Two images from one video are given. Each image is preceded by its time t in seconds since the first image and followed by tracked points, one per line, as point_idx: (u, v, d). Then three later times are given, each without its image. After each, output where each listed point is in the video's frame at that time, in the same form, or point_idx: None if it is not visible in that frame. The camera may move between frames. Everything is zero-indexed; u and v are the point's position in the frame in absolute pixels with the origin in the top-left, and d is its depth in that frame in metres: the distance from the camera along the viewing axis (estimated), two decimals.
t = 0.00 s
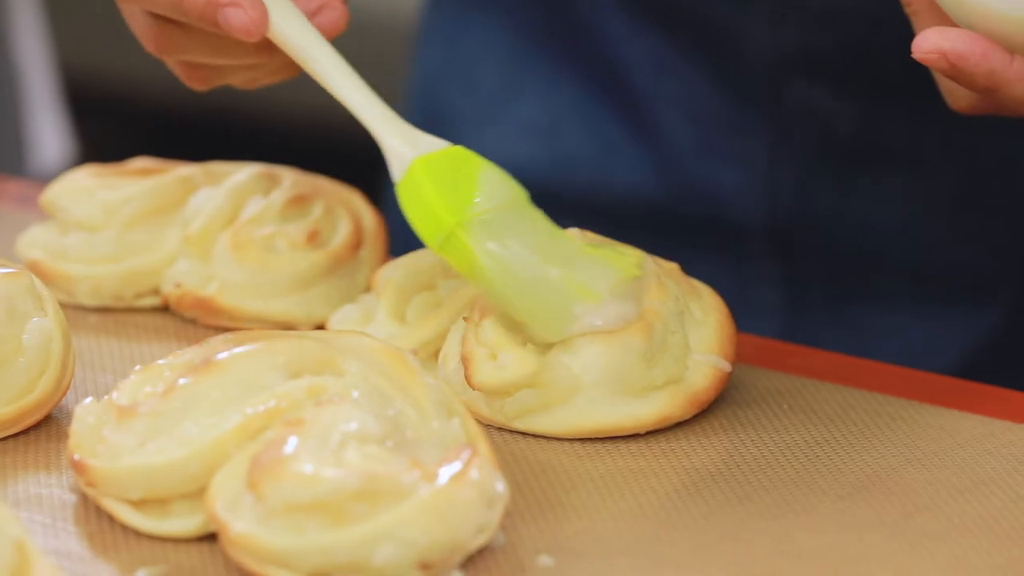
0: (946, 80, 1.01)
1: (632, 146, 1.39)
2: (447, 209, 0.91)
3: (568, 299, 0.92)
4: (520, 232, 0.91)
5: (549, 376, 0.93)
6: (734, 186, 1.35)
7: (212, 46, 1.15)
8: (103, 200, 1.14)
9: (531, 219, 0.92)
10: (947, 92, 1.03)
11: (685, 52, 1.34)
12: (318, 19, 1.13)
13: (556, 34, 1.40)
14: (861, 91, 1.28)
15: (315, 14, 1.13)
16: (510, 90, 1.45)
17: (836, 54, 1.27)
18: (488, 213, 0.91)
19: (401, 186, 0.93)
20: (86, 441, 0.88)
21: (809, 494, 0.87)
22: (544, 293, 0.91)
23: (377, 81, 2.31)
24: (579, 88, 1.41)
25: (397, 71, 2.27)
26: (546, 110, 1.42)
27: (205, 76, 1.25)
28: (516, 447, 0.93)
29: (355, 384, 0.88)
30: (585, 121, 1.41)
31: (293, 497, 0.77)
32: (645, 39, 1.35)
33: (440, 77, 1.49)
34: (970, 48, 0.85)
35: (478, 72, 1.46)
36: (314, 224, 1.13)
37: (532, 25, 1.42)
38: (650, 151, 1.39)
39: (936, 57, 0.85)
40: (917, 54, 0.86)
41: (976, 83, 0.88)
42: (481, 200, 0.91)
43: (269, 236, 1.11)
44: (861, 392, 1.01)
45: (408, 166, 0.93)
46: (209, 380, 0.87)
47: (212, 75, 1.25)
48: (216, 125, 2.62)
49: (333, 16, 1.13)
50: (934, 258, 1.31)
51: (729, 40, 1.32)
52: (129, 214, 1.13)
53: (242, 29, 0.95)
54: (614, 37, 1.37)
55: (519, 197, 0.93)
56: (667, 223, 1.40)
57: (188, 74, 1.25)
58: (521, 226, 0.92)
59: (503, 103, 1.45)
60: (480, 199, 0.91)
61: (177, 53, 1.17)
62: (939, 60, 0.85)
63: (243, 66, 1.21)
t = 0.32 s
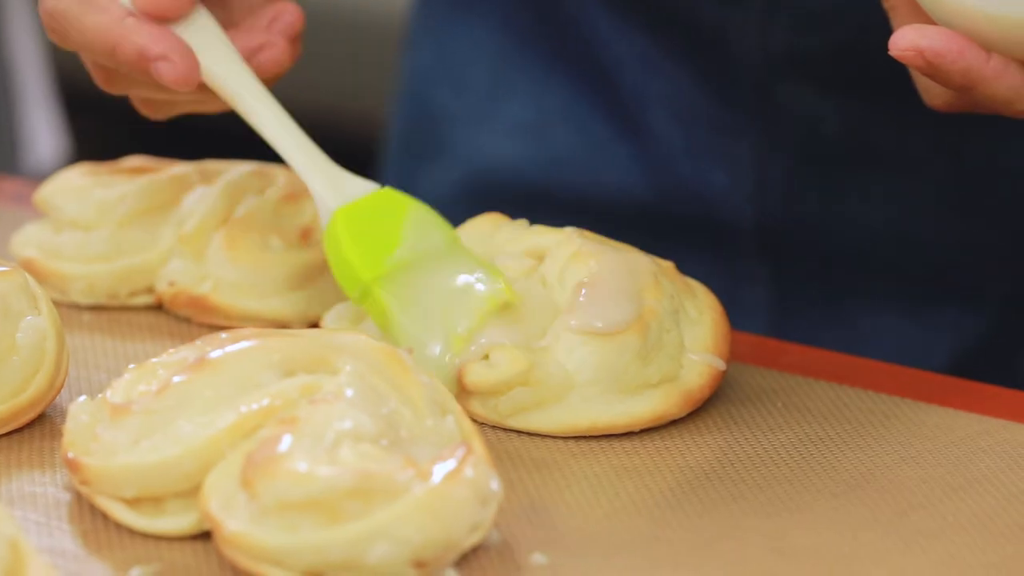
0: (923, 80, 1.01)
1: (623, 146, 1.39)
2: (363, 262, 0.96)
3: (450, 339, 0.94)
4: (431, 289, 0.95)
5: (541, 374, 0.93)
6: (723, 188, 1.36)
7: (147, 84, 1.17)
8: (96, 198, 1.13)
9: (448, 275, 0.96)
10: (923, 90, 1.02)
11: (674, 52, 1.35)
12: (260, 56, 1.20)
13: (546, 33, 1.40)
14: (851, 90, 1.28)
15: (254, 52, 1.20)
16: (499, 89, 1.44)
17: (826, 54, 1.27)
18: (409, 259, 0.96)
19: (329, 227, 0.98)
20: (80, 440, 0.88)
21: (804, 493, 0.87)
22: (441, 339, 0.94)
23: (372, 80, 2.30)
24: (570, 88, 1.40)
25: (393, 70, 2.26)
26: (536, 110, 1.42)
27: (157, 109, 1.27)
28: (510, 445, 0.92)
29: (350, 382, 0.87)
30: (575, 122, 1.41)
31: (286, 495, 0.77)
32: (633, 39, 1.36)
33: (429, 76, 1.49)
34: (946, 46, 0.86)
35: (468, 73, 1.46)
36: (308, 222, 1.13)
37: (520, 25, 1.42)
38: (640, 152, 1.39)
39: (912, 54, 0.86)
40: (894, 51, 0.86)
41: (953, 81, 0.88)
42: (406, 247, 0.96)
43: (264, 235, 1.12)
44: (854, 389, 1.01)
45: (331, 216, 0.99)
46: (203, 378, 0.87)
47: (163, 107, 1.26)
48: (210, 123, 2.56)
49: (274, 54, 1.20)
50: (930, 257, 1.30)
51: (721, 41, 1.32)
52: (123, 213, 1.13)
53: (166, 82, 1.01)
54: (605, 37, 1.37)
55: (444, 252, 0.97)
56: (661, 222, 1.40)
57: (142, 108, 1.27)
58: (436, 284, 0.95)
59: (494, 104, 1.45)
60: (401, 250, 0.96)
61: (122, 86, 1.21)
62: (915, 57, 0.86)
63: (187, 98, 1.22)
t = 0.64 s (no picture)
0: (902, 62, 1.01)
1: (619, 146, 1.39)
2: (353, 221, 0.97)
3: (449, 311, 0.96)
4: (419, 248, 0.97)
5: (539, 372, 0.93)
6: (718, 187, 1.35)
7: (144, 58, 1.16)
8: (94, 196, 1.13)
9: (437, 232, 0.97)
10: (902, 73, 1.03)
11: (669, 52, 1.35)
12: (255, 30, 1.20)
13: (542, 33, 1.40)
14: (849, 89, 1.28)
15: (253, 25, 1.20)
16: (493, 87, 1.45)
17: (822, 53, 1.27)
18: (394, 219, 0.97)
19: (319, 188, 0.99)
20: (76, 438, 0.88)
21: (799, 490, 0.87)
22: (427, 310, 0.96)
23: (370, 79, 2.30)
24: (566, 87, 1.41)
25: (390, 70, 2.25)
26: (532, 109, 1.42)
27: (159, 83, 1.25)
28: (507, 444, 0.92)
29: (346, 380, 0.87)
30: (569, 120, 1.41)
31: (282, 494, 0.77)
32: (628, 39, 1.36)
33: (424, 74, 1.49)
34: (928, 27, 0.86)
35: (464, 73, 1.46)
36: (303, 221, 1.12)
37: (515, 25, 1.42)
38: (635, 151, 1.39)
39: (893, 35, 0.86)
40: (875, 32, 0.86)
41: (933, 63, 0.88)
42: (389, 207, 0.97)
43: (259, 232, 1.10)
44: (850, 388, 1.01)
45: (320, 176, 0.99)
46: (199, 376, 0.87)
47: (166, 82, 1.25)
48: (209, 117, 2.53)
49: (270, 28, 1.21)
50: (927, 256, 1.30)
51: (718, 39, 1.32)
52: (119, 210, 1.12)
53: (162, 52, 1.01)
54: (600, 38, 1.37)
55: (432, 209, 0.98)
56: (658, 222, 1.40)
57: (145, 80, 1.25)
58: (426, 244, 0.97)
59: (489, 104, 1.45)
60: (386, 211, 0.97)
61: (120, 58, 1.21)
62: (896, 38, 0.86)
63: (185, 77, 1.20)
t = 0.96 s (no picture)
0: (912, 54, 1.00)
1: (619, 145, 1.40)
2: (517, 204, 0.94)
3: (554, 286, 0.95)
4: (580, 231, 0.94)
5: (538, 371, 0.92)
6: (716, 186, 1.35)
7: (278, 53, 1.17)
8: (92, 195, 1.13)
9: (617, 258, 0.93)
10: (911, 63, 1.02)
11: (666, 52, 1.35)
12: (387, 20, 1.10)
13: (540, 33, 1.43)
14: (848, 88, 1.28)
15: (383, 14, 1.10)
16: (493, 87, 1.47)
17: (823, 51, 1.27)
18: (553, 201, 0.94)
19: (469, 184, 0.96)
20: (75, 437, 0.88)
21: (798, 490, 0.87)
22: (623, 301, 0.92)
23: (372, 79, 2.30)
24: (563, 86, 1.42)
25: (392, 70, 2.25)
26: (530, 109, 1.43)
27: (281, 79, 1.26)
28: (506, 443, 0.92)
29: (345, 379, 0.87)
30: (566, 118, 1.42)
31: (282, 493, 0.77)
32: (625, 37, 1.37)
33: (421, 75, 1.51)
34: (939, 19, 0.86)
35: (464, 72, 1.49)
36: (303, 220, 1.11)
37: (512, 23, 1.44)
38: (633, 150, 1.39)
39: (904, 27, 0.86)
40: (887, 23, 0.86)
41: (945, 54, 0.88)
42: (549, 189, 0.94)
43: (258, 231, 1.10)
44: (849, 387, 1.01)
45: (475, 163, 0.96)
46: (199, 375, 0.87)
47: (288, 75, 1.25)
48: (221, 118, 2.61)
49: (400, 20, 1.10)
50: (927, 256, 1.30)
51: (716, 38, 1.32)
52: (118, 210, 1.12)
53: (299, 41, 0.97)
54: (596, 36, 1.39)
55: (588, 189, 0.96)
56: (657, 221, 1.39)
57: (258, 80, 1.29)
58: (590, 229, 0.94)
59: (490, 101, 1.47)
60: (544, 196, 0.94)
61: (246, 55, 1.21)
62: (907, 29, 0.86)
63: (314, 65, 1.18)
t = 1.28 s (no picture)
0: (933, 54, 1.02)
1: (622, 144, 1.40)
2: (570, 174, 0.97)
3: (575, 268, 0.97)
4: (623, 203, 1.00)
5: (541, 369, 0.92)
6: (718, 185, 1.36)
7: None
8: (94, 194, 1.12)
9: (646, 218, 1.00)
10: (934, 65, 1.03)
11: (667, 50, 1.35)
12: None
13: (542, 32, 1.43)
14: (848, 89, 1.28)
15: None
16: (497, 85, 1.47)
17: (824, 50, 1.27)
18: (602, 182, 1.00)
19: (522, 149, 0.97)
20: (77, 435, 0.89)
21: (801, 489, 0.88)
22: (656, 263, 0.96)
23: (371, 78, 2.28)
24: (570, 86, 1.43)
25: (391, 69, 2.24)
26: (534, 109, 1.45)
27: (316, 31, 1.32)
28: (508, 442, 0.91)
29: (348, 377, 0.87)
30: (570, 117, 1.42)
31: (285, 491, 0.78)
32: (627, 35, 1.37)
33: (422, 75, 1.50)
34: (967, 22, 0.87)
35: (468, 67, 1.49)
36: (306, 218, 1.11)
37: (514, 20, 1.45)
38: (636, 150, 1.40)
39: (931, 29, 0.87)
40: (914, 27, 0.87)
41: (972, 58, 0.89)
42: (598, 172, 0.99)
43: (261, 230, 1.09)
44: (852, 386, 1.01)
45: (530, 133, 0.97)
46: (202, 374, 0.88)
47: (321, 26, 1.31)
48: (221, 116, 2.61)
49: None
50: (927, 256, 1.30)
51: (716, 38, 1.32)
52: (120, 209, 1.12)
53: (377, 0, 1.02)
54: (598, 33, 1.39)
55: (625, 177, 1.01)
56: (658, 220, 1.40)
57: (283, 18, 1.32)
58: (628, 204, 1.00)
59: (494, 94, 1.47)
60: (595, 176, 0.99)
61: None
62: (934, 33, 0.87)
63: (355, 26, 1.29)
